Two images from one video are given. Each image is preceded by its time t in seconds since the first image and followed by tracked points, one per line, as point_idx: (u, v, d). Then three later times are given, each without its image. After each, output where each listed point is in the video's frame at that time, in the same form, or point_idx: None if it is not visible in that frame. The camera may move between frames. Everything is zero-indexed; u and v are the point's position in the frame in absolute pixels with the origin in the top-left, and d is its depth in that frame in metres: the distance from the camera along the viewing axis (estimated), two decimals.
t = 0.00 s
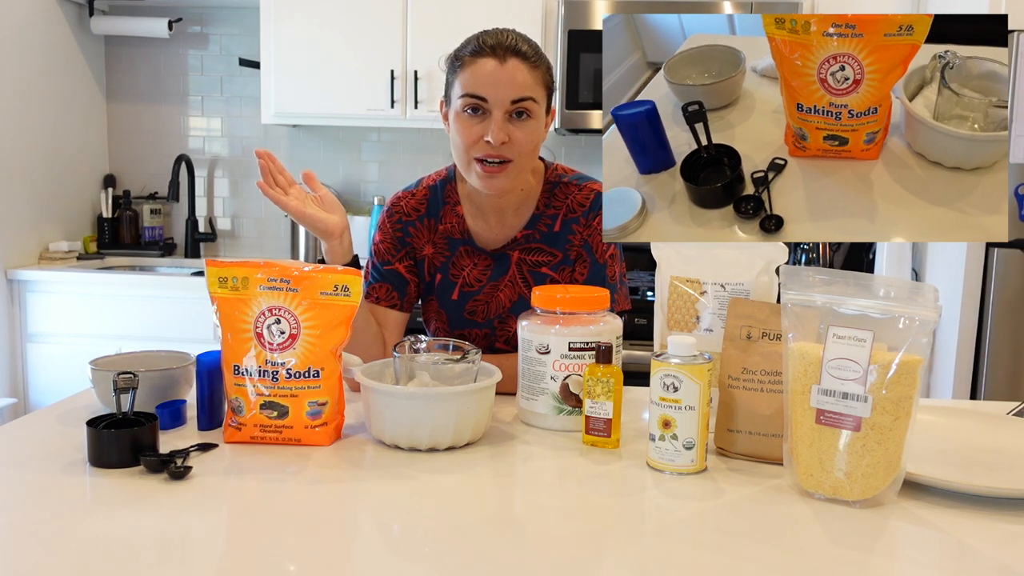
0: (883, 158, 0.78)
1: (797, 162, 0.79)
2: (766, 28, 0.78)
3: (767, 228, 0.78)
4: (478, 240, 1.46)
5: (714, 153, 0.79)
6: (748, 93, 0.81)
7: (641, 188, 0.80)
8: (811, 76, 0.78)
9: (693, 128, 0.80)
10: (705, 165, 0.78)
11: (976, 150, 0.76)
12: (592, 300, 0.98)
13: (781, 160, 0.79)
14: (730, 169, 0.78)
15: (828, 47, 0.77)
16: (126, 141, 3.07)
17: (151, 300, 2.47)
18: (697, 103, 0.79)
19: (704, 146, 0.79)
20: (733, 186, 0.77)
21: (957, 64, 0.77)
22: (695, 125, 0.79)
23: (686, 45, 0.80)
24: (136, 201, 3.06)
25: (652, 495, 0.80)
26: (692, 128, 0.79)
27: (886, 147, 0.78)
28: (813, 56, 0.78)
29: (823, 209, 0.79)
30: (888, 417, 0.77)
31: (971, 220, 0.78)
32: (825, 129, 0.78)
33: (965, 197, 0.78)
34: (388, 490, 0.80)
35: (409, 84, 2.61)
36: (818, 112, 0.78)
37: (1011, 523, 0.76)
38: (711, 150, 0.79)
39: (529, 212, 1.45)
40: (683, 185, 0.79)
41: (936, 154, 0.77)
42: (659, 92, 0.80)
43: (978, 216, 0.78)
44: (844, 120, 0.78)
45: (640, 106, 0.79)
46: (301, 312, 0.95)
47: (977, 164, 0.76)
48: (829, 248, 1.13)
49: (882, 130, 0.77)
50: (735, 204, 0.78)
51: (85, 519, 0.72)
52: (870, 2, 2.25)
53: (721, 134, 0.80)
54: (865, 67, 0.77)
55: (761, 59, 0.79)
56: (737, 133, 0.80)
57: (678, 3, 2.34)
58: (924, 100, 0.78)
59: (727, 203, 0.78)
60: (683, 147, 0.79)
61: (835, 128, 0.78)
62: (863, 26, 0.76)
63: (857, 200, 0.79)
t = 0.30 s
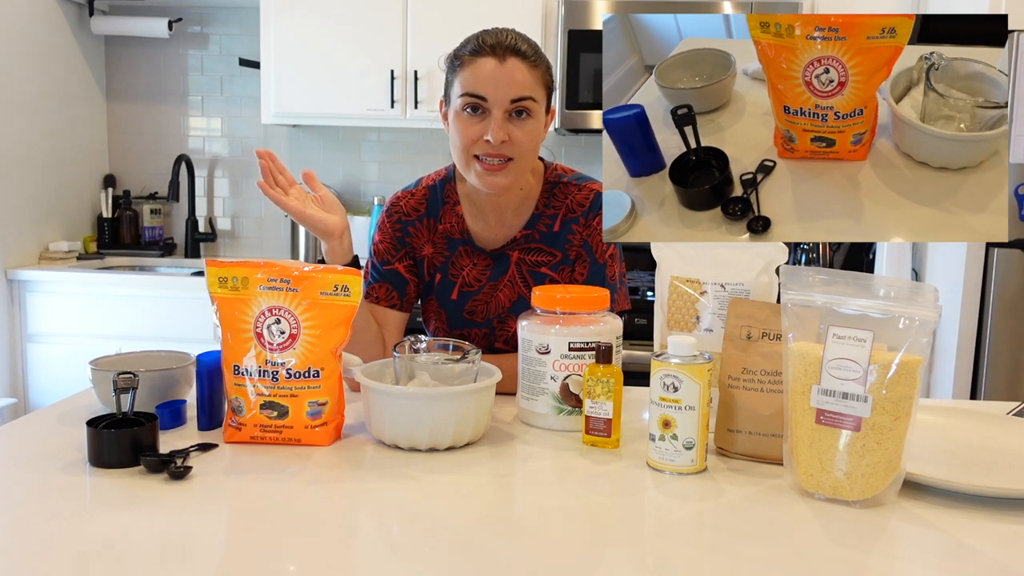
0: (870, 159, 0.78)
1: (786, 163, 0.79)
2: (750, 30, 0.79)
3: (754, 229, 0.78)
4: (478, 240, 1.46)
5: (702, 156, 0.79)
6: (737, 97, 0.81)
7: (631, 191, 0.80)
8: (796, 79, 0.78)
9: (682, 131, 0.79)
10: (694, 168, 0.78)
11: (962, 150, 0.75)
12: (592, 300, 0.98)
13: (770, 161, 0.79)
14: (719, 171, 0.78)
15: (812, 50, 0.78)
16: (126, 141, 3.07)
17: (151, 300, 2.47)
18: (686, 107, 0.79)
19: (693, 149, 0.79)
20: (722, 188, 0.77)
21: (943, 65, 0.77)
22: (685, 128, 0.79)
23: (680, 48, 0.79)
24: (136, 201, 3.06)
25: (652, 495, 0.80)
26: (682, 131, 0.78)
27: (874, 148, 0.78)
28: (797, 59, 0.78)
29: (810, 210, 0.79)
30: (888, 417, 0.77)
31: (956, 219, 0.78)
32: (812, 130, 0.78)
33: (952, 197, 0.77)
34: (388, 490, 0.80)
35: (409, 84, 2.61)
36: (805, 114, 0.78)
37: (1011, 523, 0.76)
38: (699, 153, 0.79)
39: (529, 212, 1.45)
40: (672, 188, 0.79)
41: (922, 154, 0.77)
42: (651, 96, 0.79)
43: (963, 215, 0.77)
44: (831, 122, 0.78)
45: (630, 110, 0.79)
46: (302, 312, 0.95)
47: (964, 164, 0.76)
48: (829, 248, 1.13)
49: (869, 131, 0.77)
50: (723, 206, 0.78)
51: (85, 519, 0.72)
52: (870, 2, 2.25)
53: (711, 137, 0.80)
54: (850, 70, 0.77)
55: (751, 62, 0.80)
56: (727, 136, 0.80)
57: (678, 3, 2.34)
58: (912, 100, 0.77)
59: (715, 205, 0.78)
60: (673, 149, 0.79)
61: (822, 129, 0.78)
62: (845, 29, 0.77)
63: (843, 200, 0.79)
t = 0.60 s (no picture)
0: (859, 160, 0.78)
1: (775, 164, 0.79)
2: (733, 31, 0.78)
3: (742, 230, 0.79)
4: (478, 240, 1.46)
5: (690, 158, 0.78)
6: (727, 99, 0.81)
7: (621, 194, 0.80)
8: (782, 80, 0.78)
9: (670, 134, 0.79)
10: (683, 170, 0.78)
11: (949, 149, 0.75)
12: (592, 300, 0.98)
13: (759, 163, 0.79)
14: (707, 173, 0.78)
15: (795, 51, 0.77)
16: (125, 140, 3.07)
17: (151, 300, 2.47)
18: (675, 109, 0.79)
19: (681, 151, 0.78)
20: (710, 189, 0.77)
21: (930, 65, 0.77)
22: (673, 130, 0.78)
23: (673, 49, 0.79)
24: (136, 201, 3.06)
25: (652, 495, 0.80)
26: (670, 132, 0.78)
27: (863, 148, 0.78)
28: (781, 60, 0.78)
29: (798, 211, 0.79)
30: (888, 417, 0.77)
31: (942, 218, 0.78)
32: (800, 131, 0.78)
33: (938, 195, 0.77)
34: (388, 490, 0.80)
35: (409, 84, 2.61)
36: (792, 115, 0.78)
37: (1011, 523, 0.75)
38: (687, 155, 0.78)
39: (529, 213, 1.45)
40: (660, 190, 0.79)
41: (909, 153, 0.77)
42: (642, 98, 0.80)
43: (949, 213, 0.77)
44: (817, 122, 0.78)
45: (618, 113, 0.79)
46: (301, 312, 0.95)
47: (950, 162, 0.76)
48: (828, 248, 1.13)
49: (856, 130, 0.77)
50: (711, 207, 0.78)
51: (86, 519, 0.72)
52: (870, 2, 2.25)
53: (702, 138, 0.80)
54: (834, 70, 0.77)
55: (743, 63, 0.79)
56: (717, 138, 0.80)
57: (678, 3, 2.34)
58: (899, 100, 0.77)
59: (703, 205, 0.78)
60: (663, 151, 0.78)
61: (809, 130, 0.78)
62: (829, 30, 0.76)
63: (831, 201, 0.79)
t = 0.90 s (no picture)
0: (846, 160, 0.77)
1: (762, 166, 0.78)
2: (717, 33, 0.77)
3: (728, 232, 0.78)
4: (478, 240, 1.46)
5: (677, 160, 0.77)
6: (717, 100, 0.80)
7: (609, 196, 0.79)
8: (765, 82, 0.77)
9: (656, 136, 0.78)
10: (669, 173, 0.76)
11: (934, 148, 0.74)
12: (592, 300, 0.98)
13: (747, 164, 0.78)
14: (693, 174, 0.77)
15: (778, 52, 0.77)
16: (125, 141, 3.06)
17: (151, 300, 2.47)
18: (662, 112, 0.78)
19: (666, 153, 0.77)
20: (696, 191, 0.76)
21: (916, 64, 0.76)
22: (659, 133, 0.77)
23: (666, 50, 0.78)
24: (136, 201, 3.06)
25: (652, 495, 0.80)
26: (656, 135, 0.77)
27: (851, 148, 0.77)
28: (765, 61, 0.77)
29: (786, 212, 0.78)
30: (888, 417, 0.77)
31: (929, 217, 0.77)
32: (785, 133, 0.77)
33: (926, 194, 0.76)
34: (387, 490, 0.80)
35: (409, 84, 2.61)
36: (778, 116, 0.77)
37: (1011, 523, 0.75)
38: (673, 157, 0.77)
39: (528, 212, 1.45)
40: (647, 195, 0.78)
41: (896, 153, 0.76)
42: (630, 102, 0.78)
43: (936, 212, 0.77)
44: (803, 124, 0.77)
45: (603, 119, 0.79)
46: (301, 312, 0.95)
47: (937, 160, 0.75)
48: (828, 248, 1.13)
49: (843, 131, 0.76)
50: (698, 210, 0.77)
51: (86, 519, 0.72)
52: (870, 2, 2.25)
53: (690, 141, 0.79)
54: (818, 71, 0.76)
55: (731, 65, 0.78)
56: (706, 140, 0.79)
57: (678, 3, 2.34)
58: (886, 100, 0.77)
59: (690, 209, 0.78)
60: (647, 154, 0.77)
61: (795, 132, 0.77)
62: (811, 32, 0.76)
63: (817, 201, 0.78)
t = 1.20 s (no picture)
0: (833, 161, 0.77)
1: (749, 168, 0.78)
2: (698, 35, 0.77)
3: (713, 235, 0.78)
4: (478, 239, 1.46)
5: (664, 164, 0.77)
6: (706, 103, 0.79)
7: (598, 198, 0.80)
8: (748, 85, 0.77)
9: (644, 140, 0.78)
10: (655, 178, 0.77)
11: (918, 149, 0.74)
12: (592, 300, 0.98)
13: (734, 167, 0.78)
14: (680, 178, 0.77)
15: (760, 56, 0.76)
16: (125, 141, 3.06)
17: (151, 300, 2.47)
18: (648, 116, 0.77)
19: (653, 158, 0.77)
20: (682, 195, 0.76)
21: (899, 64, 0.76)
22: (646, 138, 0.77)
23: (657, 53, 0.78)
24: (136, 201, 3.06)
25: (652, 495, 0.80)
26: (642, 140, 0.77)
27: (837, 149, 0.76)
28: (747, 65, 0.77)
29: (770, 214, 0.78)
30: (888, 417, 0.77)
31: (913, 216, 0.77)
32: (770, 135, 0.77)
33: (911, 194, 0.76)
34: (387, 490, 0.80)
35: (409, 84, 2.61)
36: (761, 119, 0.77)
37: (1011, 523, 0.75)
38: (660, 161, 0.77)
39: (527, 212, 1.45)
40: (633, 198, 0.79)
41: (881, 153, 0.75)
42: (619, 107, 0.79)
43: (921, 211, 0.77)
44: (787, 126, 0.76)
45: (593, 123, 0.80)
46: (301, 312, 0.95)
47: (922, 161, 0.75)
48: (829, 248, 1.13)
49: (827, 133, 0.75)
50: (683, 213, 0.78)
51: (86, 519, 0.72)
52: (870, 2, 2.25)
53: (677, 144, 0.79)
54: (800, 74, 0.75)
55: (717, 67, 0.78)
56: (694, 144, 0.79)
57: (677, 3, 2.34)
58: (871, 101, 0.76)
59: (674, 212, 0.78)
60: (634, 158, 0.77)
61: (780, 134, 0.76)
62: (791, 36, 0.75)
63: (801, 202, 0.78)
